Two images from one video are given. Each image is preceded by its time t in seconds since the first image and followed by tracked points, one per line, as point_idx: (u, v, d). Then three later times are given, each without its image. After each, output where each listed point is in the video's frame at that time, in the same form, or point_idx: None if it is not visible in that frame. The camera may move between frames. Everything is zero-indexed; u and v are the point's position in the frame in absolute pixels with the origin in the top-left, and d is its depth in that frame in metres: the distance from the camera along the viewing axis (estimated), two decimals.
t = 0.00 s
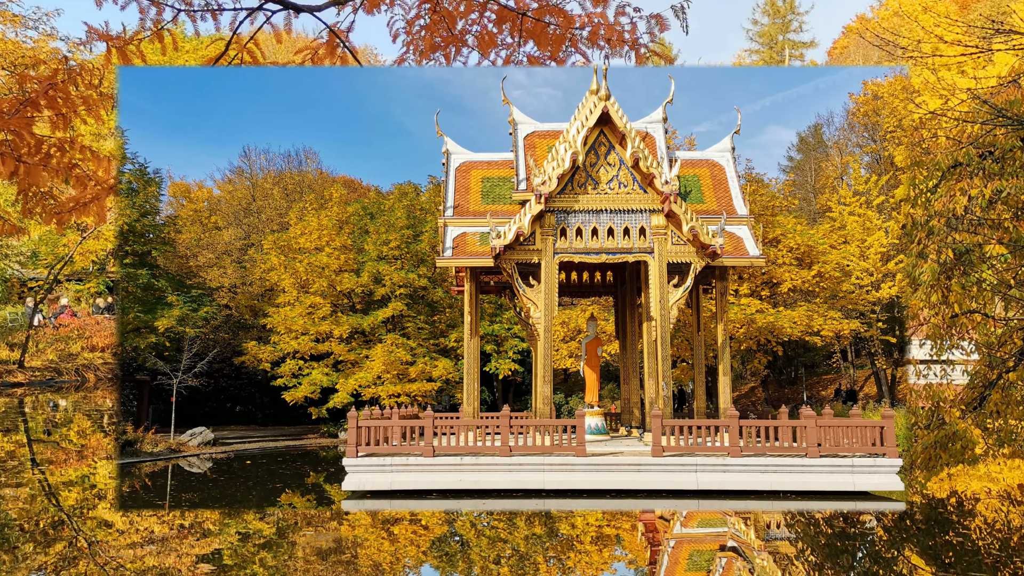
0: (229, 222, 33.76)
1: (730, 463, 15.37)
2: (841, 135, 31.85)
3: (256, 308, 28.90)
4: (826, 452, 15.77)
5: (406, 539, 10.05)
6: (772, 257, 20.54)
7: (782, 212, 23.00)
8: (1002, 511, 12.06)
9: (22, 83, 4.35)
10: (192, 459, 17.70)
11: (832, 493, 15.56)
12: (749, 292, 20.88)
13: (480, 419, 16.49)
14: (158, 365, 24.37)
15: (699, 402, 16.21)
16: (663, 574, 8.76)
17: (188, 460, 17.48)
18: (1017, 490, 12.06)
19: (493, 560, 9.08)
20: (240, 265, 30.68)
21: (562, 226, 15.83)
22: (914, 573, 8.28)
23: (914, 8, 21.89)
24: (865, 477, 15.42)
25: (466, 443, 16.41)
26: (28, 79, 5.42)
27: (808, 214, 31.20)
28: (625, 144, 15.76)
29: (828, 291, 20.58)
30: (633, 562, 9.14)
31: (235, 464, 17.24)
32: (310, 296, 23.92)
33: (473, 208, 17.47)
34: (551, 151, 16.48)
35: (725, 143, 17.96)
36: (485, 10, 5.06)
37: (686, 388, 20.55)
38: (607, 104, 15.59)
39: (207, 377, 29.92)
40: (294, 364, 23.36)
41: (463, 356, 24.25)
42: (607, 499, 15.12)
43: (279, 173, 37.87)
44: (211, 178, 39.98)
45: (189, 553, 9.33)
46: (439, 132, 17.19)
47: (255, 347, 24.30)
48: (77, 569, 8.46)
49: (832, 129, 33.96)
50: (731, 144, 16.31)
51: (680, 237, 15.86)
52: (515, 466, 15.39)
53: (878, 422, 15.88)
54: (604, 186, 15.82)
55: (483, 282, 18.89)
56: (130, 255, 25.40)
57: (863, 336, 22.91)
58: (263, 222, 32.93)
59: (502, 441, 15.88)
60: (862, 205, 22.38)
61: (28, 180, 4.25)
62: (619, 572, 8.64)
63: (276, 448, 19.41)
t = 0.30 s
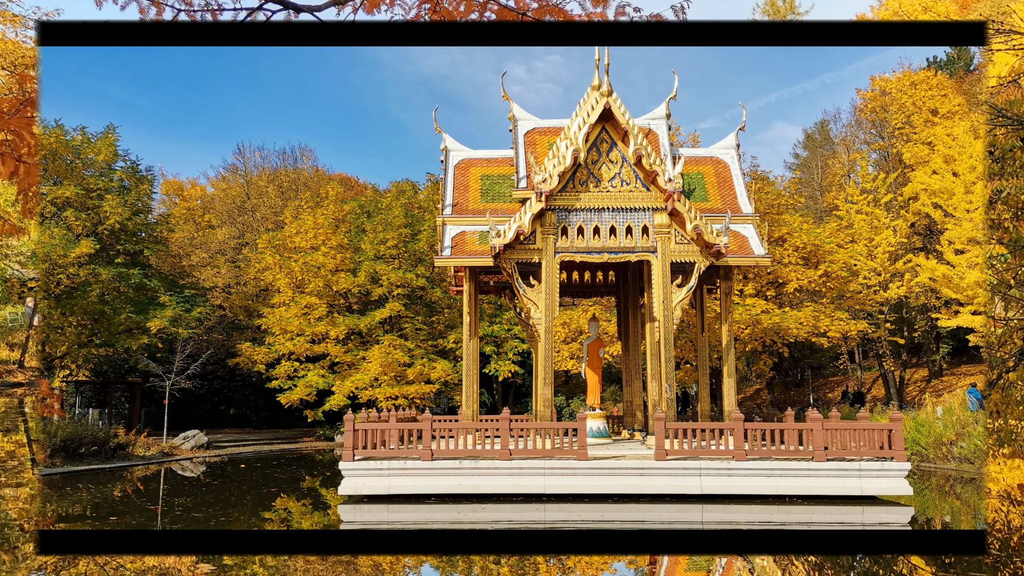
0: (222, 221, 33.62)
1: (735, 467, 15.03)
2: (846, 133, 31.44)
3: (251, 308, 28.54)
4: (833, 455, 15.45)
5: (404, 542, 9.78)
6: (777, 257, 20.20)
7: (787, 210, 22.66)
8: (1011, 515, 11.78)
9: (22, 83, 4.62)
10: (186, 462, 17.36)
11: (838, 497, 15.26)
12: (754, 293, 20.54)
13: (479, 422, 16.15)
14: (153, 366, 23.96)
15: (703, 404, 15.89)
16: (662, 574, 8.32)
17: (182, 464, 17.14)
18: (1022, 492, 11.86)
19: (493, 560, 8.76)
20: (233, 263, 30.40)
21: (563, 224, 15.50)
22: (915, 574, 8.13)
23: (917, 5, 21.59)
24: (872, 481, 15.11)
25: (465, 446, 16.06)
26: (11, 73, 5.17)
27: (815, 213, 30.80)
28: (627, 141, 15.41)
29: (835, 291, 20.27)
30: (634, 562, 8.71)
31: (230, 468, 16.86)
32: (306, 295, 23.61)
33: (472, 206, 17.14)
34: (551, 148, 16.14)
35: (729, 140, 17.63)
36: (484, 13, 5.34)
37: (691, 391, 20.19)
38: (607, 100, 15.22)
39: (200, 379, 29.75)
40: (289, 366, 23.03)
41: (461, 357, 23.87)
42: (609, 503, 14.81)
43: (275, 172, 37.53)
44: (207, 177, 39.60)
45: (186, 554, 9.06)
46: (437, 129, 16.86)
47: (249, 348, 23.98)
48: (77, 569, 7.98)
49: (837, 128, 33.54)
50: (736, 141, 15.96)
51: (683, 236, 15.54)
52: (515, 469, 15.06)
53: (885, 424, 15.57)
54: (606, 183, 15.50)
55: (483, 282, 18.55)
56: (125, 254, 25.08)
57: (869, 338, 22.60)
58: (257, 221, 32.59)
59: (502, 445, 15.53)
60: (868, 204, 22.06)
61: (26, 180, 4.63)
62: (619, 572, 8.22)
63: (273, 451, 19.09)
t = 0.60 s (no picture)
0: (216, 219, 33.36)
1: (740, 470, 14.68)
2: (851, 130, 31.07)
3: (246, 309, 28.21)
4: (840, 459, 15.13)
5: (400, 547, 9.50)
6: (782, 256, 19.87)
7: (792, 209, 22.35)
8: None
9: None
10: (179, 466, 17.02)
11: (845, 501, 14.95)
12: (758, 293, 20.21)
13: (478, 425, 15.83)
14: (146, 367, 23.61)
15: (707, 407, 15.57)
16: None
17: (175, 468, 16.81)
18: None
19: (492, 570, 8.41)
20: (227, 262, 30.08)
21: (564, 222, 15.19)
22: None
23: None
24: (880, 485, 14.79)
25: (464, 449, 15.73)
26: None
27: (821, 211, 30.45)
28: (629, 138, 15.12)
29: (842, 291, 19.95)
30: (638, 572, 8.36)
31: (224, 472, 16.52)
32: (302, 296, 23.30)
33: (471, 205, 16.81)
34: (552, 145, 15.82)
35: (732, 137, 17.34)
36: None
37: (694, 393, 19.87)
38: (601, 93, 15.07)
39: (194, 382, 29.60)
40: (285, 368, 22.69)
41: (460, 359, 23.55)
42: (611, 507, 14.50)
43: (270, 169, 37.20)
44: (203, 176, 39.25)
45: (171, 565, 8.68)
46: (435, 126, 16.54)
47: (244, 349, 23.67)
48: None
49: (842, 125, 33.16)
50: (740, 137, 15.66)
51: (687, 235, 15.23)
52: (515, 473, 14.74)
53: (893, 427, 15.26)
54: (609, 181, 15.20)
55: (482, 282, 18.24)
56: (118, 253, 24.78)
57: (875, 339, 22.28)
58: (253, 219, 32.27)
59: (501, 449, 15.20)
60: (874, 202, 21.75)
61: None
62: None
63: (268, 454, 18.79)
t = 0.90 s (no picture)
0: (209, 218, 33.06)
1: (745, 475, 14.33)
2: (860, 127, 30.71)
3: (240, 309, 27.89)
4: (847, 463, 14.77)
5: (392, 552, 9.18)
6: (788, 255, 19.50)
7: (798, 207, 22.02)
8: None
9: None
10: (172, 470, 16.67)
11: (853, 506, 14.59)
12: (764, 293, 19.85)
13: (478, 428, 15.46)
14: (137, 369, 23.20)
15: (712, 409, 15.22)
16: None
17: (168, 472, 16.46)
18: None
19: None
20: (220, 262, 29.76)
21: (566, 221, 14.86)
22: None
23: None
24: (888, 490, 14.43)
25: (463, 453, 15.38)
26: None
27: (829, 210, 30.09)
28: (632, 135, 14.79)
29: (849, 291, 19.60)
30: None
31: (217, 476, 16.17)
32: (298, 296, 22.96)
33: (470, 203, 16.47)
34: (553, 143, 15.51)
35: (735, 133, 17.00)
36: None
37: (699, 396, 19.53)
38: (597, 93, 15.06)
39: (186, 384, 29.77)
40: (280, 370, 22.35)
41: (459, 360, 23.18)
42: (613, 512, 14.17)
43: (265, 167, 36.84)
44: (197, 174, 38.91)
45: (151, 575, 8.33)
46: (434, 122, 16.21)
47: (238, 351, 23.32)
48: None
49: (850, 121, 32.81)
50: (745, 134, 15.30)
51: (691, 234, 14.89)
52: (515, 477, 14.40)
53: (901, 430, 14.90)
54: (611, 179, 14.87)
55: (481, 282, 17.90)
56: (109, 252, 24.45)
57: (883, 340, 21.91)
58: (246, 218, 31.94)
59: (501, 452, 14.86)
60: (881, 200, 21.40)
61: None
62: None
63: (264, 458, 18.45)
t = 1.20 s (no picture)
0: (201, 216, 32.72)
1: (751, 480, 13.96)
2: (869, 123, 30.27)
3: (233, 309, 27.49)
4: (856, 467, 14.41)
5: (382, 563, 8.76)
6: (795, 254, 19.11)
7: (805, 205, 21.63)
8: None
9: None
10: (163, 475, 16.29)
11: (861, 512, 14.24)
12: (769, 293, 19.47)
13: (477, 431, 15.07)
14: (127, 371, 22.76)
15: (717, 412, 14.83)
16: None
17: (159, 476, 16.08)
18: None
19: None
20: (212, 262, 29.39)
21: (567, 219, 14.48)
22: None
23: None
24: (897, 495, 14.08)
25: (461, 457, 15.00)
26: None
27: (837, 207, 29.69)
28: (635, 131, 14.42)
29: (858, 291, 19.19)
30: None
31: (210, 481, 15.79)
32: (292, 297, 22.60)
33: (469, 201, 16.09)
34: (554, 139, 15.15)
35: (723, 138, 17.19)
36: None
37: (703, 398, 19.14)
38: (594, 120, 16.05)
39: (178, 386, 28.98)
40: (274, 372, 21.98)
41: (458, 362, 22.81)
42: (615, 518, 13.81)
43: (257, 163, 36.46)
44: (188, 170, 38.48)
45: None
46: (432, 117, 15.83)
47: (232, 353, 22.93)
48: None
49: (859, 117, 32.39)
50: (751, 130, 14.94)
51: (696, 233, 14.52)
52: (516, 482, 14.02)
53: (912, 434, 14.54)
54: (613, 176, 14.50)
55: (480, 282, 17.52)
56: (99, 252, 24.06)
57: (892, 342, 21.59)
58: (239, 216, 31.58)
59: (500, 456, 14.48)
60: (891, 198, 21.02)
61: None
62: None
63: (258, 462, 18.08)
